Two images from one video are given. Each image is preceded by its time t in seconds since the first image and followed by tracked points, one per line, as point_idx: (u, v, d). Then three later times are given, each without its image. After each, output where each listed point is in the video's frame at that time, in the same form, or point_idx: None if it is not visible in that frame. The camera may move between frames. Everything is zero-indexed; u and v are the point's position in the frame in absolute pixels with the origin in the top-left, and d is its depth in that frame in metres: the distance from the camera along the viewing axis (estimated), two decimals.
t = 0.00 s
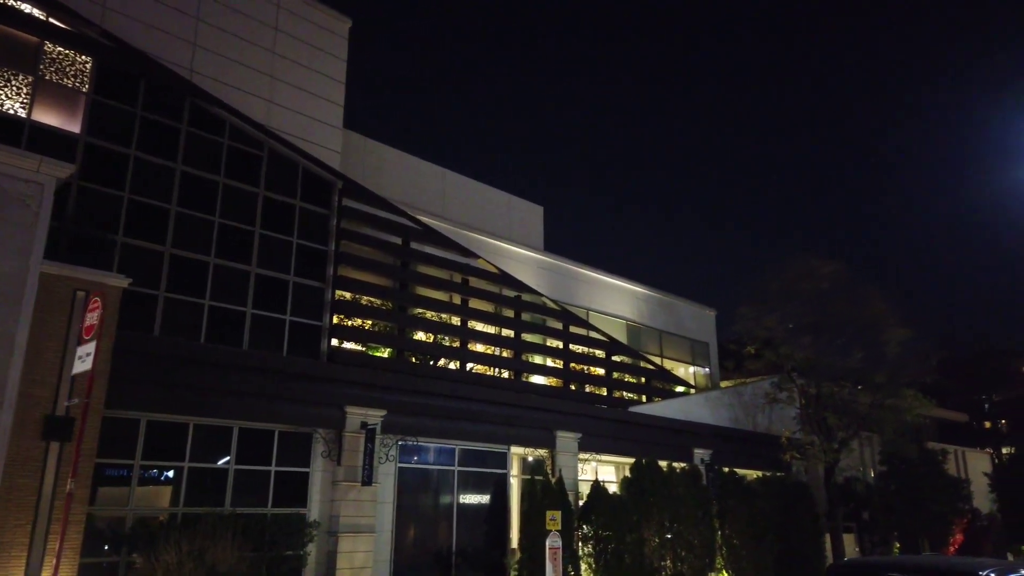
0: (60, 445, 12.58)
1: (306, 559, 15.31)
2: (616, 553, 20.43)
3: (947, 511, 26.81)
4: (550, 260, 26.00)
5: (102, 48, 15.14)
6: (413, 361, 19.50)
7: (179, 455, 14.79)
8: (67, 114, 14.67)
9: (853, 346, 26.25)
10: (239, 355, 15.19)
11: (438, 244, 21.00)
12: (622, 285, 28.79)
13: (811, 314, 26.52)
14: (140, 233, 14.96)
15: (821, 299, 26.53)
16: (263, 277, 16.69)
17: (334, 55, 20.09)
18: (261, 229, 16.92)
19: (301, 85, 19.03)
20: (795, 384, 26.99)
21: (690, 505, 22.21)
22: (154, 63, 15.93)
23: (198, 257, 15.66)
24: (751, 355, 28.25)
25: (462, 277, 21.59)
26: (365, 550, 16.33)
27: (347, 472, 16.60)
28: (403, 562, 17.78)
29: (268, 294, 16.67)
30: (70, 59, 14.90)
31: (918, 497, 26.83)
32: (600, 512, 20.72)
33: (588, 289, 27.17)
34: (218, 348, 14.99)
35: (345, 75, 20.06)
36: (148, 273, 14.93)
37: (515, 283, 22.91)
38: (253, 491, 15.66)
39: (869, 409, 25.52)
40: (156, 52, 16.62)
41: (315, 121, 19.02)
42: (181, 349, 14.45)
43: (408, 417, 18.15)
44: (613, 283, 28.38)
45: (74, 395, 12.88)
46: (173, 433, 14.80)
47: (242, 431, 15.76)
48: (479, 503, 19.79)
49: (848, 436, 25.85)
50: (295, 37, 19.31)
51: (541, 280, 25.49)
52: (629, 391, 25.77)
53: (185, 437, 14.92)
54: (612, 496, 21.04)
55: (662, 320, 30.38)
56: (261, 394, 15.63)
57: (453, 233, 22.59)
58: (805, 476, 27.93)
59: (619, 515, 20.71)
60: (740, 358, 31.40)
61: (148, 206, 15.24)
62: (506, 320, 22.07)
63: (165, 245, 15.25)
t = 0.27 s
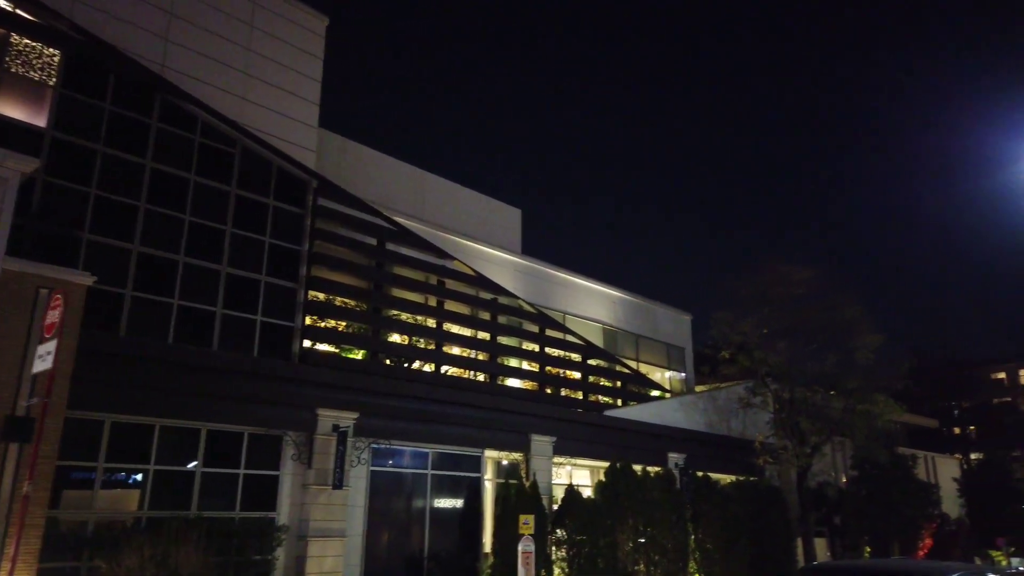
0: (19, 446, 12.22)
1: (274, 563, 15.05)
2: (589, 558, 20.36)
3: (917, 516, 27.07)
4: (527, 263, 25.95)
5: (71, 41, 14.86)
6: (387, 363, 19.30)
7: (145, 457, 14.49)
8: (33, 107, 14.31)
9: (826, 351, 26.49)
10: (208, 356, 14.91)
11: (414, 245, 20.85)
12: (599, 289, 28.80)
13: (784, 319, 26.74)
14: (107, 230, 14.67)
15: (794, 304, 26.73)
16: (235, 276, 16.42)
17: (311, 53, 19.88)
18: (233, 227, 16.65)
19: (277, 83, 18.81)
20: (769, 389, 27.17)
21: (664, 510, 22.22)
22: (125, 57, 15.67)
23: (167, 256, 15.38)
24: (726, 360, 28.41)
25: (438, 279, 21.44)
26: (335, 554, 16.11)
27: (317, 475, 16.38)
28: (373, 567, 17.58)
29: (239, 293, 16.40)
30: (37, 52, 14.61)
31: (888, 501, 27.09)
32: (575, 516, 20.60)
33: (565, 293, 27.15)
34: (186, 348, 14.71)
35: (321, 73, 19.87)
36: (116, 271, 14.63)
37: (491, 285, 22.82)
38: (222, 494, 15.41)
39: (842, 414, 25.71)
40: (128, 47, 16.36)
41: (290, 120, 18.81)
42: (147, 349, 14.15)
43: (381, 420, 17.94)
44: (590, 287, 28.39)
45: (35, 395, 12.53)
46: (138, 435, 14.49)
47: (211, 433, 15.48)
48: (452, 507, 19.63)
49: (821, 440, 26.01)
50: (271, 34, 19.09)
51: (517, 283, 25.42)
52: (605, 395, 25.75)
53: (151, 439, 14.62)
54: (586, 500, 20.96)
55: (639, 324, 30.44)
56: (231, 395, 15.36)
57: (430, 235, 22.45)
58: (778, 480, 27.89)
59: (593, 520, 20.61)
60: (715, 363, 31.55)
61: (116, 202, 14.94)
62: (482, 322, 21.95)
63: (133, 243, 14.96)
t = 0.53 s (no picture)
0: None
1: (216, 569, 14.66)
2: (539, 562, 20.33)
3: (860, 520, 27.76)
4: (484, 266, 25.87)
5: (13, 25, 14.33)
6: (339, 364, 18.99)
7: (81, 459, 14.01)
8: None
9: (775, 358, 26.97)
10: (151, 354, 14.46)
11: (369, 245, 20.60)
12: (555, 293, 28.87)
13: (736, 325, 27.10)
14: (47, 222, 14.14)
15: (745, 310, 27.00)
16: (181, 273, 15.98)
17: (267, 47, 19.49)
18: (181, 223, 16.20)
19: (231, 76, 18.40)
20: (720, 394, 27.54)
21: (615, 513, 22.31)
22: (71, 45, 15.16)
23: (110, 250, 14.88)
24: (679, 365, 28.76)
25: (393, 280, 21.20)
26: (280, 559, 15.78)
27: (264, 478, 16.02)
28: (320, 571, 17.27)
29: (186, 291, 15.97)
30: None
31: (833, 506, 27.67)
32: (526, 520, 20.51)
33: (521, 296, 27.15)
34: (128, 346, 14.24)
35: (278, 68, 19.51)
36: (55, 266, 14.11)
37: (447, 287, 22.67)
38: (163, 498, 14.97)
39: (789, 420, 26.17)
40: (74, 35, 15.85)
41: (244, 114, 18.41)
42: (86, 346, 13.65)
43: (331, 422, 17.62)
44: (546, 291, 28.43)
45: None
46: (75, 436, 14.00)
47: (153, 434, 15.03)
48: (403, 511, 19.41)
49: (768, 445, 26.49)
50: (226, 26, 18.67)
51: (474, 286, 25.32)
52: (559, 399, 25.79)
53: (88, 440, 14.12)
54: (537, 504, 20.91)
55: (594, 329, 30.61)
56: (174, 395, 14.92)
57: (386, 235, 22.22)
58: (727, 484, 28.30)
59: (544, 524, 20.53)
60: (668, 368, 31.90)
61: (57, 194, 14.42)
62: (437, 324, 21.78)
63: (74, 236, 14.44)
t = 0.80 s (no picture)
0: None
1: None
2: (468, 567, 20.18)
3: (781, 524, 28.59)
4: (421, 267, 25.63)
5: None
6: (268, 364, 18.43)
7: None
8: None
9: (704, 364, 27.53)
10: (64, 350, 13.72)
11: (302, 242, 20.14)
12: (492, 297, 28.82)
13: (667, 332, 27.60)
14: None
15: (677, 317, 27.52)
16: (100, 266, 15.29)
17: (200, 35, 18.88)
18: (101, 214, 15.50)
19: (160, 63, 17.74)
20: (651, 400, 27.96)
21: (545, 517, 22.36)
22: None
23: (22, 240, 14.11)
24: (611, 371, 29.13)
25: (326, 279, 20.77)
26: (198, 565, 15.22)
27: (184, 481, 15.43)
28: None
29: (104, 285, 15.30)
30: None
31: (756, 509, 28.44)
32: (457, 524, 20.35)
33: (457, 299, 27.01)
34: (39, 341, 13.51)
35: (211, 57, 18.92)
36: None
37: (382, 288, 22.37)
38: (72, 501, 14.29)
39: (717, 425, 26.74)
40: None
41: (173, 103, 17.78)
42: None
43: (257, 424, 17.10)
44: (483, 294, 28.36)
45: None
46: None
47: (63, 434, 14.32)
48: (330, 515, 19.01)
49: (696, 450, 27.10)
50: (156, 12, 18.01)
51: (409, 287, 25.06)
52: (493, 403, 25.74)
53: None
54: (468, 508, 20.78)
55: (530, 333, 30.70)
56: (88, 394, 14.24)
57: (320, 234, 21.79)
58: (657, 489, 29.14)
59: (475, 528, 20.40)
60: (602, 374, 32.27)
61: None
62: (371, 325, 21.44)
63: None
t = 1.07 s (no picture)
0: None
1: None
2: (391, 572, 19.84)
3: (702, 528, 29.20)
4: (352, 267, 25.22)
5: None
6: (189, 363, 17.63)
7: None
8: None
9: (632, 370, 27.90)
10: None
11: (227, 238, 19.58)
12: (424, 299, 28.59)
13: (597, 338, 27.86)
14: None
15: (607, 324, 27.81)
16: (6, 256, 14.46)
17: (124, 20, 18.18)
18: (9, 201, 14.72)
19: (79, 47, 17.00)
20: (580, 405, 28.17)
21: (471, 521, 22.20)
22: None
23: None
24: (542, 376, 29.26)
25: (252, 277, 20.16)
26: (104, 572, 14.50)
27: (91, 484, 14.69)
28: None
29: (10, 276, 14.50)
30: None
31: (678, 514, 29.01)
32: (381, 529, 19.99)
33: (388, 301, 26.69)
34: None
35: (135, 43, 18.24)
36: None
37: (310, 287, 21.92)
38: None
39: (642, 431, 27.11)
40: None
41: (93, 89, 17.06)
42: None
43: (174, 425, 16.42)
44: (415, 296, 28.11)
45: None
46: None
47: None
48: (249, 520, 18.44)
49: (622, 455, 27.42)
50: None
51: (339, 287, 24.61)
52: (423, 406, 25.48)
53: None
54: (393, 513, 20.45)
55: (462, 337, 30.59)
56: None
57: (247, 229, 21.21)
58: (583, 493, 29.48)
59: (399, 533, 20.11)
60: (532, 379, 32.40)
61: None
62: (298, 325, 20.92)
63: None
